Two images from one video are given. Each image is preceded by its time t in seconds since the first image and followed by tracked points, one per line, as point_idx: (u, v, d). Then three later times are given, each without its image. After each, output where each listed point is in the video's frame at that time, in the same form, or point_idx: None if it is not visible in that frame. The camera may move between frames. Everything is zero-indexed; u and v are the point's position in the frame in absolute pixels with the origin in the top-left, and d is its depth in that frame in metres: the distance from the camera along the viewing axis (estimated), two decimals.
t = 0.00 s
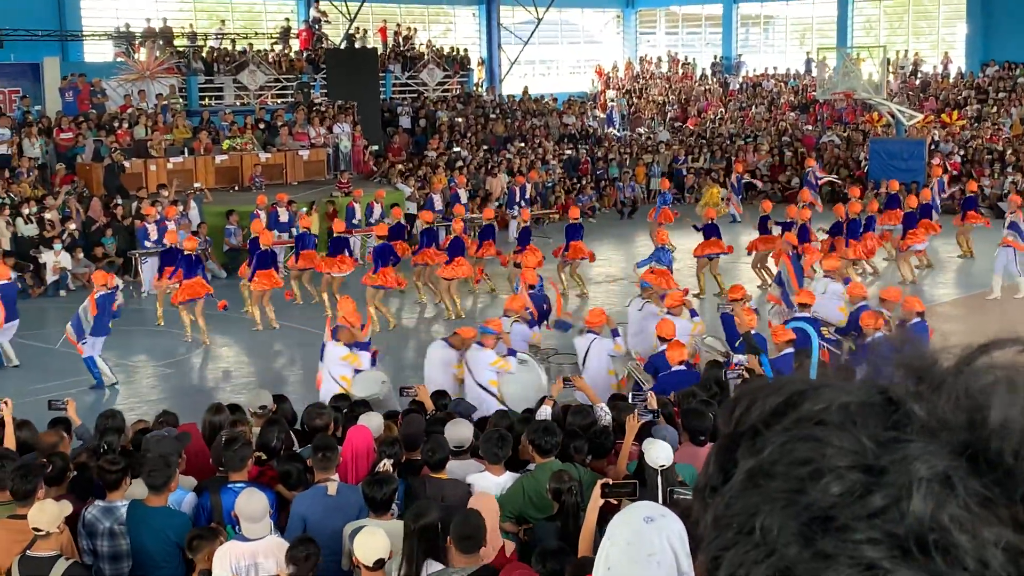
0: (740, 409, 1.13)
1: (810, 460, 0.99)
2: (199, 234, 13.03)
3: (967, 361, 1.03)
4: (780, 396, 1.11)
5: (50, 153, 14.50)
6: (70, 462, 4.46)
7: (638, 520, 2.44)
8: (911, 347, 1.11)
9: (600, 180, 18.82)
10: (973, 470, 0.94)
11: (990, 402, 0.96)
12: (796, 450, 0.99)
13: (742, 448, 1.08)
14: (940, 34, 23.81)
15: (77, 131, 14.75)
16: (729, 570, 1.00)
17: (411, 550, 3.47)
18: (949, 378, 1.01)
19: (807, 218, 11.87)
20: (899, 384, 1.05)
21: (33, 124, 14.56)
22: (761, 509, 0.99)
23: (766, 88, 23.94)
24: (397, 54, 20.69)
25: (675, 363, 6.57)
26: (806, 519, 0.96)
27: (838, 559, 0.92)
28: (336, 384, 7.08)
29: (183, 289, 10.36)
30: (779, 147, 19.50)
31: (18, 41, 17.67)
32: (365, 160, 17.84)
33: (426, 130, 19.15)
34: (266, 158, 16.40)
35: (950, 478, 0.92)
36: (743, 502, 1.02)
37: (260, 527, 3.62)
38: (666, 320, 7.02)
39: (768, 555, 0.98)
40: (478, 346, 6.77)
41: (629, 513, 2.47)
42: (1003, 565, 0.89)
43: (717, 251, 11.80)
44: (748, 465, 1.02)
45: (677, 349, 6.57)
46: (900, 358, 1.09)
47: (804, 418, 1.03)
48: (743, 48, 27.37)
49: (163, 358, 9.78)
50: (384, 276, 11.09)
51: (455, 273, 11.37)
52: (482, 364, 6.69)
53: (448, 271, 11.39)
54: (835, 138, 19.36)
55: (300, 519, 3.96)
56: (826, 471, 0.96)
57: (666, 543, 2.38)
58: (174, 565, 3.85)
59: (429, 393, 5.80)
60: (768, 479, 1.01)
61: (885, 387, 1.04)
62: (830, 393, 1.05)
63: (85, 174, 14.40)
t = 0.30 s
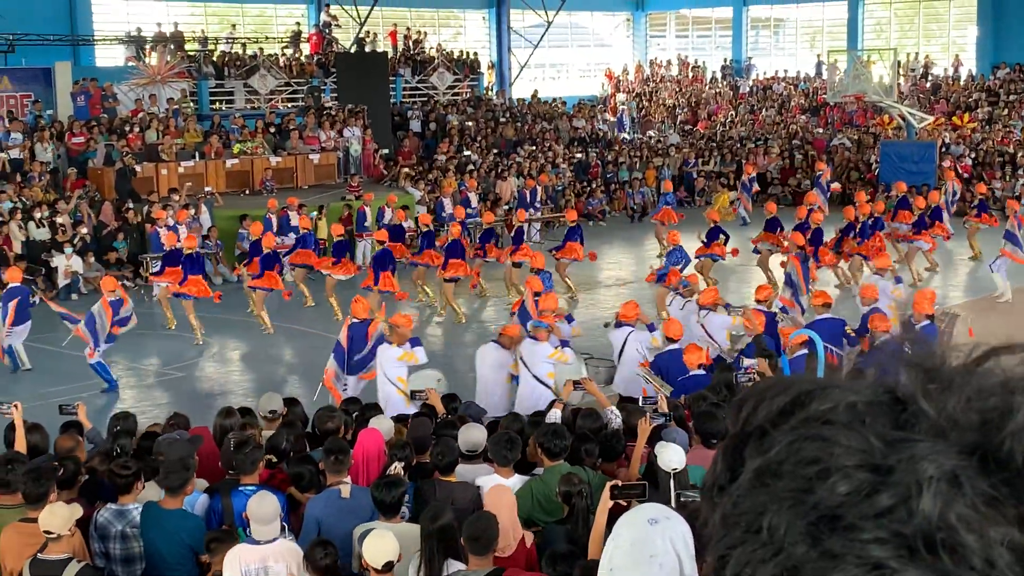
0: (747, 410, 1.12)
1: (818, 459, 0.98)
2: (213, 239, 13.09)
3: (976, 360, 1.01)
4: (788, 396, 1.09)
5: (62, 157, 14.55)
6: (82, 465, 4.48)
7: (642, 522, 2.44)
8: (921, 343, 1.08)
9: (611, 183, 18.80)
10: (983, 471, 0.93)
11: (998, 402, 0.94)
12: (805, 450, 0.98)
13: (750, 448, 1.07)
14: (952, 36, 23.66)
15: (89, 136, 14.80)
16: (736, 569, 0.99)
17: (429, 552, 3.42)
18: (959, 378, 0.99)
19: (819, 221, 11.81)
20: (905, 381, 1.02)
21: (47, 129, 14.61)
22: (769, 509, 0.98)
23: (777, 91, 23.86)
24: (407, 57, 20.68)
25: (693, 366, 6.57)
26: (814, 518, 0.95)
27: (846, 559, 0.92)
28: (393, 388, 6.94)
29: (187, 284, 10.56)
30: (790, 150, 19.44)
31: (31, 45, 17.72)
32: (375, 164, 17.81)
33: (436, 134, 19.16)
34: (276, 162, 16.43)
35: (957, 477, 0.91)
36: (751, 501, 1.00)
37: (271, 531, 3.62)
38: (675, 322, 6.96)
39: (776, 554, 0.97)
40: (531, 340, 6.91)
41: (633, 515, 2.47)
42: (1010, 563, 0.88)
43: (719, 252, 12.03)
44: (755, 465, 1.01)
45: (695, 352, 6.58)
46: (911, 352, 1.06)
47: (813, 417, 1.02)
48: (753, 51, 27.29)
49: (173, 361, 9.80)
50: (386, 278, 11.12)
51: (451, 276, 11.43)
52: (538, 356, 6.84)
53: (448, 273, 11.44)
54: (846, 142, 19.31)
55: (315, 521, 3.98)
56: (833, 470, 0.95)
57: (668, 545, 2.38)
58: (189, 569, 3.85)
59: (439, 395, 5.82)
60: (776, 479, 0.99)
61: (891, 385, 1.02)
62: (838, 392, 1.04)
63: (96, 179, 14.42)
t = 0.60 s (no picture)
0: (753, 412, 1.10)
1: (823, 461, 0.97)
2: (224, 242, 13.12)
3: (981, 361, 1.01)
4: (793, 398, 1.07)
5: (74, 160, 14.57)
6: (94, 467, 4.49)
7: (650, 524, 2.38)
8: (922, 345, 1.08)
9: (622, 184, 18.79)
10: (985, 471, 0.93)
11: (1001, 403, 0.95)
12: (809, 451, 0.98)
13: (756, 451, 1.06)
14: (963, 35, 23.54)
15: (100, 139, 14.83)
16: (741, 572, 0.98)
17: (442, 541, 3.48)
18: (964, 379, 0.99)
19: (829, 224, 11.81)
20: (911, 383, 1.02)
21: (60, 132, 14.63)
22: (774, 511, 0.97)
23: (788, 91, 23.79)
24: (418, 59, 20.68)
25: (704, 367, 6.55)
26: (819, 518, 0.95)
27: (851, 558, 0.92)
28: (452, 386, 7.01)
29: (189, 291, 10.46)
30: (801, 151, 19.41)
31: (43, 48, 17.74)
32: (386, 166, 17.70)
33: (447, 135, 19.18)
34: (288, 164, 16.44)
35: (960, 478, 0.92)
36: (757, 501, 1.00)
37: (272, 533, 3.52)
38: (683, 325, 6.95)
39: (781, 554, 0.96)
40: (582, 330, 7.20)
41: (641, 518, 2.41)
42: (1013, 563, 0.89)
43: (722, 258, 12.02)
44: (762, 466, 1.01)
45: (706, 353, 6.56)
46: (910, 354, 1.06)
47: (818, 420, 1.01)
48: (764, 52, 27.24)
49: (184, 363, 9.82)
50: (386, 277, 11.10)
51: (451, 280, 11.43)
52: (588, 346, 7.14)
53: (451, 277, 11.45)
54: (858, 142, 19.29)
55: (321, 524, 3.99)
56: (837, 471, 0.95)
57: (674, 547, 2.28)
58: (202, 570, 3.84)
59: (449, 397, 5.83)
60: (782, 479, 0.99)
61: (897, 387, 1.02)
62: (842, 393, 1.03)
63: (108, 182, 14.44)
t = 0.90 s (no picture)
0: (761, 409, 1.13)
1: (827, 458, 1.00)
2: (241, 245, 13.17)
3: (985, 358, 1.02)
4: (801, 393, 1.10)
5: (92, 165, 14.64)
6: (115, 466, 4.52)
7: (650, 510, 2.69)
8: (926, 341, 1.09)
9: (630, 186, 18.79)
10: (988, 467, 0.95)
11: (1005, 401, 0.96)
12: (815, 447, 1.00)
13: (763, 446, 1.08)
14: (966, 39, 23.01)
15: (119, 144, 14.85)
16: (750, 566, 1.01)
17: (454, 534, 3.50)
18: (968, 376, 1.00)
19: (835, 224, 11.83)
20: (916, 378, 1.04)
21: (78, 138, 14.68)
22: (781, 505, 1.00)
23: (793, 95, 23.71)
24: (429, 64, 20.69)
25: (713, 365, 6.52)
26: (824, 513, 0.97)
27: (855, 552, 0.94)
28: (512, 379, 7.23)
29: (197, 296, 10.59)
30: (806, 154, 19.36)
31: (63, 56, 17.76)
32: (397, 169, 17.82)
33: (458, 139, 19.21)
34: (302, 168, 16.29)
35: (963, 474, 0.93)
36: (764, 496, 1.02)
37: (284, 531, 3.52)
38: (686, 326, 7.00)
39: (789, 548, 0.99)
40: (622, 328, 7.54)
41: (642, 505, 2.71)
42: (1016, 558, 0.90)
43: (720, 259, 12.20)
44: (768, 462, 1.03)
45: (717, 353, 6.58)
46: (915, 350, 1.08)
47: (823, 415, 1.03)
48: (769, 56, 27.14)
49: (199, 363, 9.88)
50: (388, 281, 11.12)
51: (453, 280, 11.51)
52: (630, 343, 7.50)
53: (454, 277, 11.53)
54: (862, 144, 19.27)
55: (331, 521, 4.04)
56: (842, 467, 0.97)
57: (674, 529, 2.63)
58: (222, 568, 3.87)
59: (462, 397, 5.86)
60: (788, 474, 1.02)
61: (902, 383, 1.04)
62: (847, 390, 1.05)
63: (128, 187, 14.48)
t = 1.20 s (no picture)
0: (751, 404, 1.19)
1: (814, 450, 1.05)
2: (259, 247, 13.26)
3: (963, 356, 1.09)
4: (788, 389, 1.16)
5: (118, 171, 14.67)
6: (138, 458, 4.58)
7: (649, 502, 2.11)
8: (910, 339, 1.16)
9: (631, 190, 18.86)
10: (967, 458, 1.00)
11: (983, 395, 1.01)
12: (802, 441, 1.06)
13: (753, 440, 1.14)
14: (954, 49, 22.59)
15: (144, 151, 14.90)
16: (739, 554, 1.06)
17: (465, 525, 3.57)
18: (947, 372, 1.06)
19: (830, 226, 11.86)
20: (899, 375, 1.10)
21: (104, 144, 14.75)
22: (769, 496, 1.06)
23: (788, 103, 23.64)
24: (440, 73, 20.79)
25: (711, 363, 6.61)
26: (811, 503, 1.03)
27: (838, 540, 1.00)
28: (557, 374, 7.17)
29: (206, 288, 10.67)
30: (799, 159, 19.38)
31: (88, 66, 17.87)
32: (411, 174, 17.96)
33: (466, 144, 19.29)
34: (319, 174, 16.61)
35: (942, 466, 0.98)
36: (753, 488, 1.08)
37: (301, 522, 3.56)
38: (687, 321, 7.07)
39: (776, 536, 1.04)
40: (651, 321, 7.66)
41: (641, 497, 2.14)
42: (991, 546, 0.95)
43: (717, 256, 12.27)
44: (757, 455, 1.09)
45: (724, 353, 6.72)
46: (897, 349, 1.15)
47: (811, 411, 1.10)
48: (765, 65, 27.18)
49: (224, 360, 9.97)
50: (394, 280, 11.21)
51: (457, 279, 11.56)
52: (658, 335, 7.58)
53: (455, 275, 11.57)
54: (854, 149, 19.31)
55: (354, 508, 4.09)
56: (827, 459, 1.02)
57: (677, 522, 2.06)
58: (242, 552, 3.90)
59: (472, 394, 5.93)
60: (776, 467, 1.07)
61: (887, 378, 1.09)
62: (834, 387, 1.11)
63: (152, 192, 14.58)
